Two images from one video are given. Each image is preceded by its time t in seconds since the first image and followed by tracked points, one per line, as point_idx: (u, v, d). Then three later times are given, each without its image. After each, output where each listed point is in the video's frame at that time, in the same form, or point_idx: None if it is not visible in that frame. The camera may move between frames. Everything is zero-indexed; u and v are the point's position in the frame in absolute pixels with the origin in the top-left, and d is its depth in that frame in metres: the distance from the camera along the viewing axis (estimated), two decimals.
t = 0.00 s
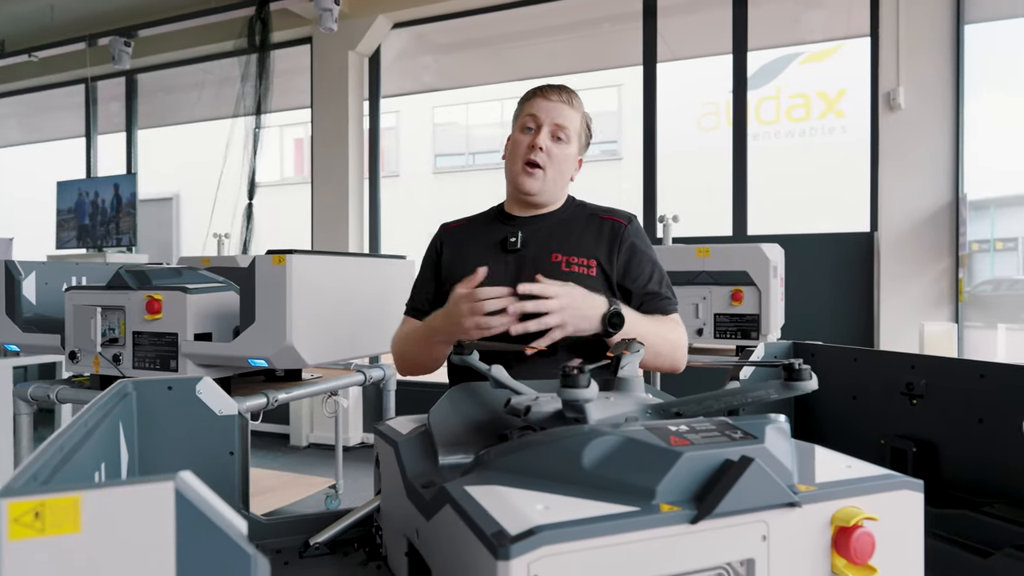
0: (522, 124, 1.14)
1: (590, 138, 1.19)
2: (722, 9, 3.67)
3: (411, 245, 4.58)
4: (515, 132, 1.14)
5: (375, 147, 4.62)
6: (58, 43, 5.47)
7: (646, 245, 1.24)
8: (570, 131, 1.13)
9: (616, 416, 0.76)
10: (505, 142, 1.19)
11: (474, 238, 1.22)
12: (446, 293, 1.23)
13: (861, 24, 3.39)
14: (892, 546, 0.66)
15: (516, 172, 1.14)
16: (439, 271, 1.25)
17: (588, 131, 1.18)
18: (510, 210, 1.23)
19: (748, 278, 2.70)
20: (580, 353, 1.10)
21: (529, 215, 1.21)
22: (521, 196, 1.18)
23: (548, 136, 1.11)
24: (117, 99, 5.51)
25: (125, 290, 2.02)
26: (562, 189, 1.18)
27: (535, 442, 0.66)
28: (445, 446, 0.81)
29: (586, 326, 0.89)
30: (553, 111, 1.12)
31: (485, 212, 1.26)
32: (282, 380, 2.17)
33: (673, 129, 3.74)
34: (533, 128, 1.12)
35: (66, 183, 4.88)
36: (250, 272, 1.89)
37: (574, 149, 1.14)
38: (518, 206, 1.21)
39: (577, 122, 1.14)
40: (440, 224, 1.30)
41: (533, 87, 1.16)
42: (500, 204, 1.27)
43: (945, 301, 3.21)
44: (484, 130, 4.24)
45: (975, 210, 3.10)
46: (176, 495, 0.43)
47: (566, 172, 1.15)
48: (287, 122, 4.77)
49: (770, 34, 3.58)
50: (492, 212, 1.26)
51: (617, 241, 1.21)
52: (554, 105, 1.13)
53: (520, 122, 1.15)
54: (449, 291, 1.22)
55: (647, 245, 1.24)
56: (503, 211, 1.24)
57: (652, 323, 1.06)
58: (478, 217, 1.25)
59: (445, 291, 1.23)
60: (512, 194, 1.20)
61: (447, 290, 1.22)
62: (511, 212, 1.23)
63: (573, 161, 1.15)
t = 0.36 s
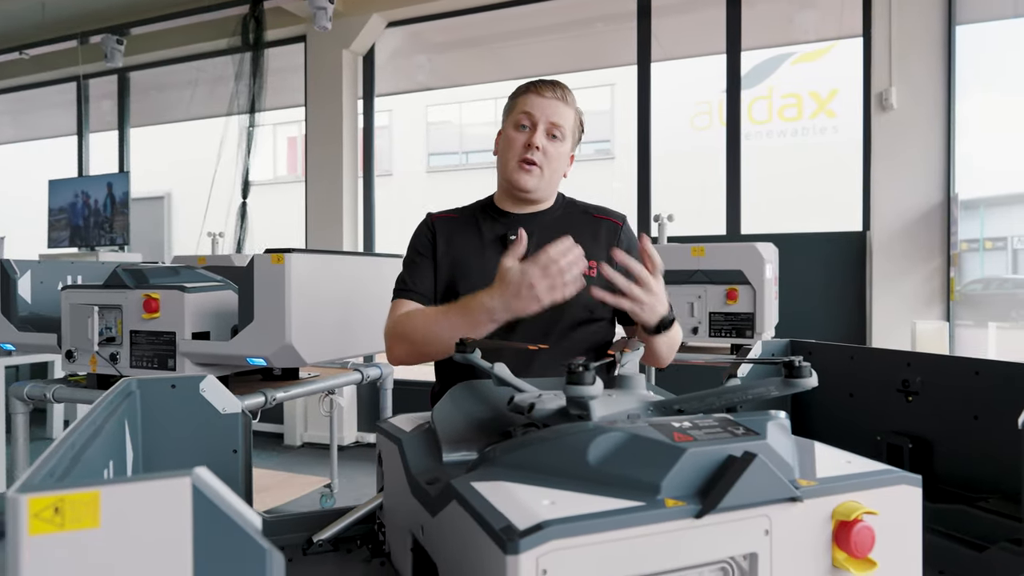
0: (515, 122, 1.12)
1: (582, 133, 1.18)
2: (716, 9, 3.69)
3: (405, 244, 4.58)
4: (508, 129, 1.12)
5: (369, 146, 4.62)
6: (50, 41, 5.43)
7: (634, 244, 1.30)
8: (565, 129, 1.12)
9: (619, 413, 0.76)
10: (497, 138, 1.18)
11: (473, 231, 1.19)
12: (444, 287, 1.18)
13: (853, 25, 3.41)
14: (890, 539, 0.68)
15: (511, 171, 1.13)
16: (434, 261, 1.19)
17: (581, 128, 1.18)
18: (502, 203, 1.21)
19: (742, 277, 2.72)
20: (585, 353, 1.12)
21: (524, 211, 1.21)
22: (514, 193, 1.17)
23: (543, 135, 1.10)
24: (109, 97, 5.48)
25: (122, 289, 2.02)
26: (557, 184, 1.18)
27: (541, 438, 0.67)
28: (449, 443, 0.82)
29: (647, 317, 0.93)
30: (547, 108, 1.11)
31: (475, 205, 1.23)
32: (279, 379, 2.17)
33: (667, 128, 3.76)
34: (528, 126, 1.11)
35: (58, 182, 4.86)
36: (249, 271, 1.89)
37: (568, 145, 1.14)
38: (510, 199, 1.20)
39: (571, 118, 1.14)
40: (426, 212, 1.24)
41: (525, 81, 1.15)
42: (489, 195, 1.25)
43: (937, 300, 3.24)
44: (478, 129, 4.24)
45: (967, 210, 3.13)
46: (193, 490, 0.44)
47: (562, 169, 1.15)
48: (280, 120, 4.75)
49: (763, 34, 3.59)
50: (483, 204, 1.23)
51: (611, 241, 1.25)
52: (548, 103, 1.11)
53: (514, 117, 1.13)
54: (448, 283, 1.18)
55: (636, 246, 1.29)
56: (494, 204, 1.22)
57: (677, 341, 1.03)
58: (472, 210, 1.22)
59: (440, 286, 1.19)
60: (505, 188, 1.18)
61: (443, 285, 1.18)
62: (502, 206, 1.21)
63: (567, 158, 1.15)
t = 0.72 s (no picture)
0: (511, 118, 1.13)
1: (578, 122, 1.19)
2: (709, 8, 3.71)
3: (398, 242, 4.57)
4: (505, 127, 1.14)
5: (362, 145, 4.61)
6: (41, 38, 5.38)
7: (636, 249, 1.31)
8: (561, 119, 1.14)
9: (620, 410, 0.77)
10: (494, 139, 1.19)
11: (477, 230, 1.20)
12: (448, 286, 1.18)
13: (846, 25, 3.43)
14: (888, 532, 0.69)
15: (513, 165, 1.14)
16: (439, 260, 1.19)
17: (576, 117, 1.19)
18: (507, 203, 1.22)
19: (736, 276, 2.74)
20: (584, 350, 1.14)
21: (532, 209, 1.21)
22: (519, 188, 1.18)
23: (541, 126, 1.12)
24: (101, 95, 5.45)
25: (118, 287, 2.01)
26: (560, 176, 1.19)
27: (544, 435, 0.68)
28: (451, 440, 0.82)
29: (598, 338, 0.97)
30: (541, 100, 1.13)
31: (479, 202, 1.24)
32: (275, 378, 2.17)
33: (660, 127, 3.77)
34: (525, 120, 1.12)
35: (48, 180, 4.82)
36: (246, 270, 1.89)
37: (567, 135, 1.15)
38: (515, 198, 1.21)
39: (565, 108, 1.15)
40: (431, 211, 1.24)
41: (513, 81, 1.16)
42: (493, 195, 1.25)
43: (927, 298, 3.27)
44: (471, 128, 4.24)
45: (957, 210, 3.17)
46: (204, 486, 0.45)
47: (564, 160, 1.16)
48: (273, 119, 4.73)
49: (756, 34, 3.61)
50: (489, 203, 1.23)
51: (616, 244, 1.26)
52: (541, 95, 1.13)
53: (509, 115, 1.14)
54: (452, 282, 1.18)
55: (640, 250, 1.30)
56: (499, 204, 1.22)
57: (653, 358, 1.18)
58: (477, 209, 1.22)
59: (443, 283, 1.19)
60: (509, 186, 1.19)
61: (446, 283, 1.18)
62: (507, 205, 1.22)
63: (567, 148, 1.16)
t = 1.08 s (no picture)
0: (517, 123, 1.14)
1: (582, 127, 1.19)
2: (700, 8, 3.72)
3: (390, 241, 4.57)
4: (511, 131, 1.15)
5: (354, 143, 4.59)
6: (29, 35, 5.33)
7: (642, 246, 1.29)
8: (566, 124, 1.14)
9: (618, 407, 0.78)
10: (501, 141, 1.19)
11: (478, 232, 1.21)
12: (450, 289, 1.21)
13: (836, 25, 3.45)
14: (882, 528, 0.70)
15: (518, 170, 1.15)
16: (441, 265, 1.22)
17: (580, 120, 1.19)
18: (510, 206, 1.23)
19: (729, 274, 2.76)
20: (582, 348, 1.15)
21: (536, 212, 1.22)
22: (524, 193, 1.19)
23: (545, 132, 1.12)
24: (90, 93, 5.41)
25: (111, 287, 2.01)
26: (563, 180, 1.19)
27: (544, 433, 0.69)
28: (449, 438, 0.83)
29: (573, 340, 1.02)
30: (546, 106, 1.13)
31: (483, 207, 1.25)
32: (269, 377, 2.17)
33: (652, 127, 3.79)
34: (530, 125, 1.13)
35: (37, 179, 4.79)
36: (241, 269, 1.89)
37: (570, 140, 1.15)
38: (519, 201, 1.21)
39: (570, 114, 1.15)
40: (438, 218, 1.28)
41: (521, 85, 1.16)
42: (499, 199, 1.27)
43: (917, 297, 3.30)
44: (462, 126, 4.24)
45: (945, 209, 3.20)
46: (211, 483, 0.46)
47: (567, 165, 1.17)
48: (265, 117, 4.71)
49: (748, 33, 3.62)
50: (493, 207, 1.25)
51: (619, 243, 1.24)
52: (547, 100, 1.13)
53: (514, 120, 1.15)
54: (453, 286, 1.20)
55: (647, 248, 1.27)
56: (503, 208, 1.23)
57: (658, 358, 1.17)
58: (480, 212, 1.24)
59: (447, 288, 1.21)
60: (512, 189, 1.20)
61: (448, 286, 1.21)
62: (512, 208, 1.22)
63: (571, 153, 1.17)
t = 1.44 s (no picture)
0: (523, 129, 1.15)
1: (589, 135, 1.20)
2: (691, 8, 3.73)
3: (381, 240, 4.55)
4: (516, 137, 1.16)
5: (345, 141, 4.58)
6: (16, 32, 5.28)
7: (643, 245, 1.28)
8: (571, 134, 1.15)
9: (615, 406, 0.78)
10: (507, 143, 1.21)
11: (482, 234, 1.22)
12: (453, 290, 1.21)
13: (826, 26, 3.47)
14: (878, 524, 0.71)
15: (521, 177, 1.16)
16: (445, 266, 1.23)
17: (588, 130, 1.20)
18: (513, 209, 1.23)
19: (720, 274, 2.77)
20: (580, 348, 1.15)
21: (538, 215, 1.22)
22: (526, 198, 1.19)
23: (551, 141, 1.13)
24: (78, 91, 5.36)
25: (103, 286, 2.00)
26: (566, 187, 1.20)
27: (543, 431, 0.69)
28: (447, 437, 0.83)
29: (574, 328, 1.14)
30: (554, 115, 1.13)
31: (488, 209, 1.26)
32: (262, 377, 2.16)
33: (643, 127, 3.80)
34: (536, 132, 1.14)
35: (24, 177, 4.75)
36: (235, 269, 1.89)
37: (575, 149, 1.16)
38: (521, 204, 1.22)
39: (577, 123, 1.16)
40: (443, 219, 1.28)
41: (530, 90, 1.17)
42: (503, 202, 1.27)
43: (905, 296, 3.32)
44: (453, 126, 4.23)
45: (932, 209, 3.23)
46: (215, 483, 0.46)
47: (572, 172, 1.18)
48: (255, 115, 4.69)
49: (738, 34, 3.64)
50: (497, 209, 1.25)
51: (620, 244, 1.23)
52: (555, 109, 1.14)
53: (521, 126, 1.16)
54: (456, 286, 1.21)
55: (647, 249, 1.26)
56: (506, 211, 1.24)
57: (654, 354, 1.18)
58: (484, 214, 1.25)
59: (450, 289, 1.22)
60: (516, 194, 1.21)
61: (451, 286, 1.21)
62: (514, 211, 1.23)
63: (575, 161, 1.18)
